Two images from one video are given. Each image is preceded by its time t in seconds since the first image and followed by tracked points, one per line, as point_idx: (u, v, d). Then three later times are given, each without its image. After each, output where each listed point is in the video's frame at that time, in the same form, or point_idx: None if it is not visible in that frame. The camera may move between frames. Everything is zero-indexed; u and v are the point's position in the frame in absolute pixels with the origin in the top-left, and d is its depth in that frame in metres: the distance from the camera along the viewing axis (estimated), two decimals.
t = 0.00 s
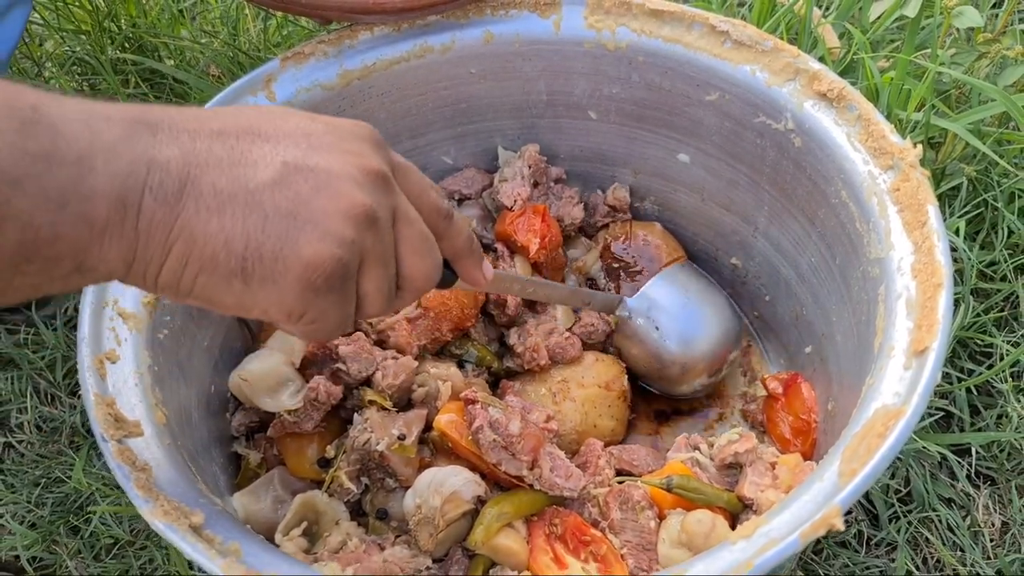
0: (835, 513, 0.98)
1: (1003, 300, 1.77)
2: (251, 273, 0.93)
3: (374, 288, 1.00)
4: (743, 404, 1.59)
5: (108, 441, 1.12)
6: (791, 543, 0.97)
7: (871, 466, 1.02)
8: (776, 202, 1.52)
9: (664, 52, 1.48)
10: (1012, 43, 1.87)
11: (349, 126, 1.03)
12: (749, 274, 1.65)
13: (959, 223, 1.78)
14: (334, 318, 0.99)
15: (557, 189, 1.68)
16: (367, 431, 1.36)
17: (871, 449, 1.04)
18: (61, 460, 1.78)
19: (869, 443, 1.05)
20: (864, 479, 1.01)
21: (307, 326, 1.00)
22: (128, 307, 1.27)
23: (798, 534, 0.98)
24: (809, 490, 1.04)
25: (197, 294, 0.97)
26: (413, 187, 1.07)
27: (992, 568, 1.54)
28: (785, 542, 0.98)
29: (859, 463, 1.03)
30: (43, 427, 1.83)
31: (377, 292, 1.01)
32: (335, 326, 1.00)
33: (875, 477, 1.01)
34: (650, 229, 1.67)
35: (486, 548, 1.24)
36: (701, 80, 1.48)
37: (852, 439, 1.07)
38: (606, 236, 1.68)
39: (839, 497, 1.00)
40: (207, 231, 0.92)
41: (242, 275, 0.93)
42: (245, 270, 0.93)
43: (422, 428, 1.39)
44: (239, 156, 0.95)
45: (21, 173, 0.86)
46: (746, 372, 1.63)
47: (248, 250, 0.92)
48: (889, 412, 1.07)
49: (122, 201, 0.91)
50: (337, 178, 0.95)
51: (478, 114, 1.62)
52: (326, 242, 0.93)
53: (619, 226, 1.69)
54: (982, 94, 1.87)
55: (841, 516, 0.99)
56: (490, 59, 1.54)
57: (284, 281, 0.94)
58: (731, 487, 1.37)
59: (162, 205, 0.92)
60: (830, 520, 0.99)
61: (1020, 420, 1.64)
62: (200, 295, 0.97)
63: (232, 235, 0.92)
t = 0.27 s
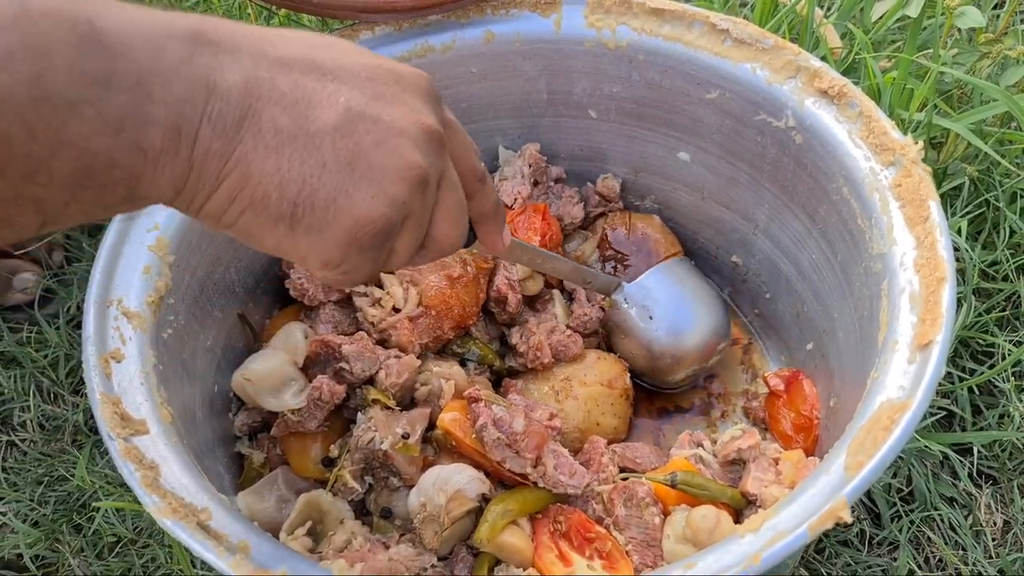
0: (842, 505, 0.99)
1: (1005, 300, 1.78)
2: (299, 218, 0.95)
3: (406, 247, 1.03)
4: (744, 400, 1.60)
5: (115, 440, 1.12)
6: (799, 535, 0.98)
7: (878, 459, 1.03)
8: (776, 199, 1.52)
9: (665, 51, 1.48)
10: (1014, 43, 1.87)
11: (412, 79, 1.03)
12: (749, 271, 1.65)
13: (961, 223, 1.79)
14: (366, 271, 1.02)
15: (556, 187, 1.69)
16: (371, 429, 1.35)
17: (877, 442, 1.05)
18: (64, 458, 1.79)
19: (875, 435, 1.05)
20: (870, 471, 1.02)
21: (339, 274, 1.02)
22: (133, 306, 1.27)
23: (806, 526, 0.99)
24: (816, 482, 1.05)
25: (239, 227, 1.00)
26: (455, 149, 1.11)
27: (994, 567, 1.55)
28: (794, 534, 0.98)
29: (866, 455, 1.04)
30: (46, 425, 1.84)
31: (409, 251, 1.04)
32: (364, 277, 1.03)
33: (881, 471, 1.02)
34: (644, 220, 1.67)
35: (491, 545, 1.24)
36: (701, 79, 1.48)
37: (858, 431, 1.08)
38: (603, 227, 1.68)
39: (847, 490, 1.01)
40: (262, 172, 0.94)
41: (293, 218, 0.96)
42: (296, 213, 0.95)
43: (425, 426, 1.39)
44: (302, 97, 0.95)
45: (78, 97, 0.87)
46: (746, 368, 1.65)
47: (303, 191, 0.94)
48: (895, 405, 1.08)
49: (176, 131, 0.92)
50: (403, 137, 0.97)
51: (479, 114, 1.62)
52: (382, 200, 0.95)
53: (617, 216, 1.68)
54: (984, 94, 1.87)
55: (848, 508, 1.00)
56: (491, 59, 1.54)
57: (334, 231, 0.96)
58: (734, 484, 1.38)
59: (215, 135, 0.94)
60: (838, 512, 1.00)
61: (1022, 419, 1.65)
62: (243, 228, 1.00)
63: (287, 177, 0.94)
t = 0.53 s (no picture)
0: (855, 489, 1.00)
1: (1006, 302, 1.78)
2: (318, 247, 0.96)
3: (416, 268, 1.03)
4: (745, 394, 1.59)
5: (125, 447, 1.13)
6: (814, 520, 0.99)
7: (887, 443, 1.04)
8: (770, 193, 1.53)
9: (658, 49, 1.49)
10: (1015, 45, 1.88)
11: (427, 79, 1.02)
12: (743, 264, 1.66)
13: (963, 224, 1.79)
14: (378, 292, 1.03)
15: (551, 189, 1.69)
16: (376, 432, 1.36)
17: (885, 427, 1.06)
18: (66, 458, 1.79)
19: (883, 421, 1.07)
20: (881, 456, 1.03)
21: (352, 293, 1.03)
22: (136, 314, 1.27)
23: (820, 511, 1.00)
24: (826, 469, 1.06)
25: (255, 244, 1.00)
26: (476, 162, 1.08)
27: (996, 569, 1.55)
28: (808, 519, 0.99)
29: (875, 441, 1.05)
30: (49, 426, 1.84)
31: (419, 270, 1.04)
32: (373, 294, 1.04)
33: (891, 455, 1.03)
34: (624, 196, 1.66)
35: (500, 544, 1.24)
36: (695, 75, 1.49)
37: (865, 417, 1.09)
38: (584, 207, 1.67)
39: (858, 475, 1.02)
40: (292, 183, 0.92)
41: (312, 247, 0.96)
42: (316, 243, 0.95)
43: (430, 428, 1.39)
44: (335, 125, 0.92)
45: (100, 106, 0.84)
46: (746, 361, 1.65)
47: (326, 225, 0.94)
48: (901, 391, 1.09)
49: (202, 142, 0.89)
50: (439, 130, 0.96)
51: (480, 117, 1.63)
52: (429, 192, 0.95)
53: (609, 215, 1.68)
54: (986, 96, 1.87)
55: (860, 492, 1.01)
56: (485, 61, 1.54)
57: (350, 260, 0.96)
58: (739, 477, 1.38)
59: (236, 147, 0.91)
60: (850, 497, 1.01)
61: None
62: (259, 246, 1.00)
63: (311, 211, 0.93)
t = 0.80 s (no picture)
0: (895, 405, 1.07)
1: (1007, 306, 1.78)
2: (239, 281, 1.02)
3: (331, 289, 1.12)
4: (733, 358, 1.71)
5: (170, 471, 1.10)
6: (863, 439, 1.05)
7: (911, 361, 1.11)
8: (737, 160, 1.64)
9: (612, 35, 1.60)
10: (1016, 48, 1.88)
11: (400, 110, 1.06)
12: (716, 232, 1.78)
13: (964, 228, 1.80)
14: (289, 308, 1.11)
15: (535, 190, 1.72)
16: (395, 436, 1.38)
17: (905, 346, 1.13)
18: (70, 460, 1.80)
19: (902, 340, 1.14)
20: (910, 372, 1.10)
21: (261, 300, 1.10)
22: (147, 343, 1.27)
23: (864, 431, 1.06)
24: (858, 394, 1.12)
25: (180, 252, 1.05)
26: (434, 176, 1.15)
27: (999, 572, 1.55)
28: (856, 441, 1.05)
29: (899, 359, 1.12)
30: (52, 429, 1.85)
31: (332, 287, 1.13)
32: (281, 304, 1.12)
33: (917, 371, 1.10)
34: (609, 185, 1.68)
35: (535, 527, 1.30)
36: (650, 57, 1.60)
37: (883, 341, 1.16)
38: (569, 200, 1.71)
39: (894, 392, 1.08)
40: (238, 235, 0.98)
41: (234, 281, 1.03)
42: (240, 281, 1.02)
43: (445, 427, 1.43)
44: (287, 188, 0.97)
45: (65, 173, 0.88)
46: (727, 331, 1.77)
47: (249, 271, 1.01)
48: (911, 313, 1.16)
49: (158, 197, 0.93)
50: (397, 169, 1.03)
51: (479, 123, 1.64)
52: (381, 217, 1.03)
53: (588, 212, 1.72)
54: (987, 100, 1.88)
55: (899, 408, 1.08)
56: (443, 66, 1.64)
57: (264, 296, 1.04)
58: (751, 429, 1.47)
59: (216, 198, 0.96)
60: (891, 413, 1.08)
61: None
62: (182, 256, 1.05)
63: (240, 259, 1.00)
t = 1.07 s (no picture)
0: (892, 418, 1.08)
1: (1006, 313, 1.80)
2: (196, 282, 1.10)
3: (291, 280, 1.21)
4: (733, 365, 1.73)
5: (180, 480, 1.12)
6: (860, 451, 1.07)
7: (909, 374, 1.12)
8: (738, 169, 1.66)
9: (615, 45, 1.62)
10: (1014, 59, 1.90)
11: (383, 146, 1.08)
12: (716, 242, 1.80)
13: (962, 237, 1.81)
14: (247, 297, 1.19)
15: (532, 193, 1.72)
16: (400, 443, 1.40)
17: (903, 359, 1.14)
18: (77, 465, 1.82)
19: (901, 353, 1.15)
20: (908, 385, 1.11)
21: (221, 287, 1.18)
22: (156, 353, 1.28)
23: (862, 443, 1.08)
24: (858, 406, 1.14)
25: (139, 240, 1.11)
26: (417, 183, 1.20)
27: None
28: (854, 452, 1.07)
29: (898, 371, 1.14)
30: (59, 434, 1.87)
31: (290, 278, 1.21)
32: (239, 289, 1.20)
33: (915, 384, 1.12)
34: (613, 176, 1.67)
35: (538, 533, 1.32)
36: (654, 67, 1.62)
37: (883, 354, 1.18)
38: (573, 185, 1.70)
39: (891, 404, 1.10)
40: (189, 252, 1.04)
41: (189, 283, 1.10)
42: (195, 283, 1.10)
43: (449, 434, 1.45)
44: (248, 217, 1.03)
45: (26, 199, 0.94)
46: (728, 338, 1.79)
47: (205, 278, 1.08)
48: (910, 325, 1.18)
49: (112, 218, 1.00)
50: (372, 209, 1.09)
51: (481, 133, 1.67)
52: (343, 238, 1.11)
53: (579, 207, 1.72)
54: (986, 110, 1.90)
55: (897, 420, 1.09)
56: (447, 75, 1.66)
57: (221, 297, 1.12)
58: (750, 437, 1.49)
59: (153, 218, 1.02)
60: (889, 425, 1.09)
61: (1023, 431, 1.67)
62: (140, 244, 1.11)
63: (195, 269, 1.07)
